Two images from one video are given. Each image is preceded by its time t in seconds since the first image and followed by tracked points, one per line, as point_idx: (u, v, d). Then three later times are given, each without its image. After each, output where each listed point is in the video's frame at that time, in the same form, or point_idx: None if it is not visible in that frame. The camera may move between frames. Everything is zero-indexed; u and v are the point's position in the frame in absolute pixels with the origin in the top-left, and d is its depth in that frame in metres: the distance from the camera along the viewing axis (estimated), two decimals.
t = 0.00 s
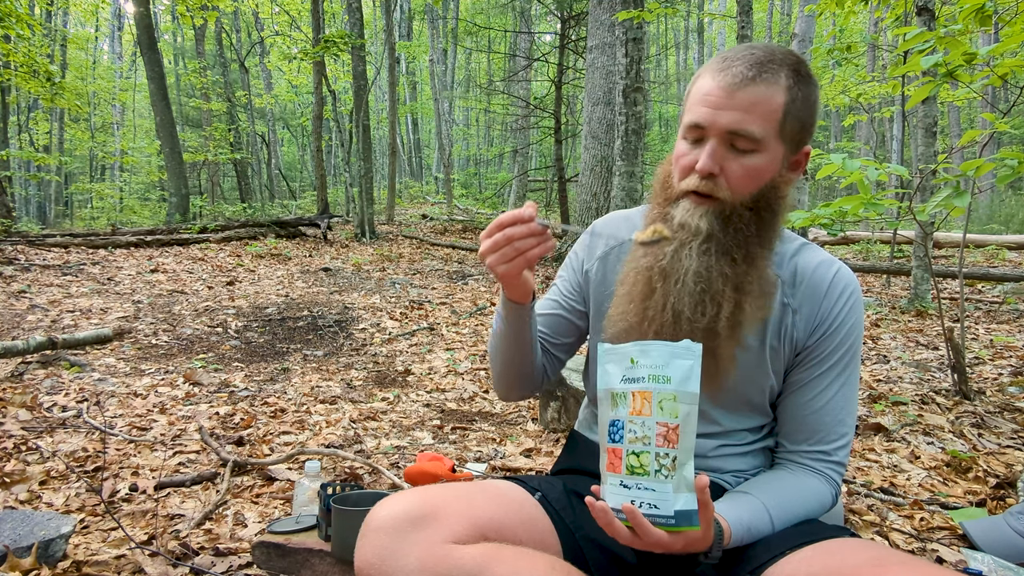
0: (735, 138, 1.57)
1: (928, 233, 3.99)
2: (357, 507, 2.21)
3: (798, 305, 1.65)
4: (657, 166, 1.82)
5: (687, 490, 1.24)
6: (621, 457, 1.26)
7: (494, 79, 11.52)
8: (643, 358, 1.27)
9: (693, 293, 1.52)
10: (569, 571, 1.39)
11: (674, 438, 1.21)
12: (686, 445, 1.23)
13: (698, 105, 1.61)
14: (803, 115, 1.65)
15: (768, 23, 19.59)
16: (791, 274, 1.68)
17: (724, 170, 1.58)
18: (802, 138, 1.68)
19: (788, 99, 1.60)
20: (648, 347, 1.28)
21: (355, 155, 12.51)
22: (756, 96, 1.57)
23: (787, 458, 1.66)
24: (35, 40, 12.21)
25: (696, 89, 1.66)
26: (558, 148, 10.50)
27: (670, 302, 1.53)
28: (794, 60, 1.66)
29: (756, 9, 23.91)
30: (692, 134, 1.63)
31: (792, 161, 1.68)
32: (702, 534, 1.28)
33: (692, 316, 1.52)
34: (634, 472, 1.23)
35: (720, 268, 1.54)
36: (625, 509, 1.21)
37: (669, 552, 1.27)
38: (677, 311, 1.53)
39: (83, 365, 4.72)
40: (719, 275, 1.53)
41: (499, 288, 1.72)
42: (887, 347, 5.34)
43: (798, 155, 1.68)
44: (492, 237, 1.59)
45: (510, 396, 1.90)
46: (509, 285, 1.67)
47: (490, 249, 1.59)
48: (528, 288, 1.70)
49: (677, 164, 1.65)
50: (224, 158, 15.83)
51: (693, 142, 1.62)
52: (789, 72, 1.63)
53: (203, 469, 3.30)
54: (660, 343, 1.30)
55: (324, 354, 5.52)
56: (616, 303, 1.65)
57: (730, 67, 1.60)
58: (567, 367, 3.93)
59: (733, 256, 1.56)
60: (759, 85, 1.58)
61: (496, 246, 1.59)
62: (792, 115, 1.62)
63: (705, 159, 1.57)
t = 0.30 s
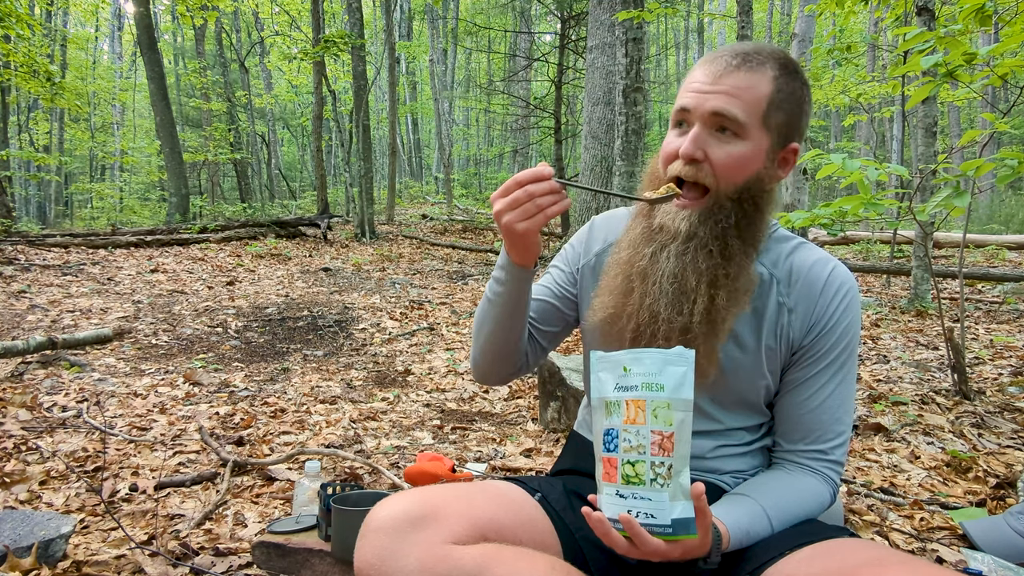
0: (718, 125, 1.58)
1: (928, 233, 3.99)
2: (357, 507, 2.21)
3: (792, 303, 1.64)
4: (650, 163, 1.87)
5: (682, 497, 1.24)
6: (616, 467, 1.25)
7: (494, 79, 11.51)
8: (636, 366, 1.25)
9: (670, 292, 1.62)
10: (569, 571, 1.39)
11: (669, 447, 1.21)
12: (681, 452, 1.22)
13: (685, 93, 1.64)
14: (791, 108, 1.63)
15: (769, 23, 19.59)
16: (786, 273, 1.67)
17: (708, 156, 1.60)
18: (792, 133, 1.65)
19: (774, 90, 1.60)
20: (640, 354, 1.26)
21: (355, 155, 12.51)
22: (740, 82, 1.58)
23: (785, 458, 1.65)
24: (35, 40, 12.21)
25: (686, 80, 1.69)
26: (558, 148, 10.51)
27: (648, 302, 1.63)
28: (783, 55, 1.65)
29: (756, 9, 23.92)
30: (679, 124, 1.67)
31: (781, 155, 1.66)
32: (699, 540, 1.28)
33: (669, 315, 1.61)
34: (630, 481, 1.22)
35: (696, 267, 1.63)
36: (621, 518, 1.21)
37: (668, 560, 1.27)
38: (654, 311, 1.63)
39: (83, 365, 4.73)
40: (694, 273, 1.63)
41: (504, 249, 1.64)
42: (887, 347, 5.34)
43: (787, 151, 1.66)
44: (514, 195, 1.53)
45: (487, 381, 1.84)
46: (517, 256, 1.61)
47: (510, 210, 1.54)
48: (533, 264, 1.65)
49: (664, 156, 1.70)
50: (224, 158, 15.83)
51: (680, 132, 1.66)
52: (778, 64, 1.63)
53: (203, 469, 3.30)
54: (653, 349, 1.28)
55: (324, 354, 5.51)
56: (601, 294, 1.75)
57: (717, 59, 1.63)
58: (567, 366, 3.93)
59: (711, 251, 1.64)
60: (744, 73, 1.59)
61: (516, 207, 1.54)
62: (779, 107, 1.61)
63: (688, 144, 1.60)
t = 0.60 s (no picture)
0: (688, 124, 1.62)
1: (928, 233, 3.99)
2: (357, 507, 2.21)
3: (789, 303, 1.64)
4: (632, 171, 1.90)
5: (682, 504, 1.23)
6: (615, 477, 1.24)
7: (495, 79, 11.51)
8: (631, 374, 1.24)
9: (656, 293, 1.61)
10: (569, 571, 1.39)
11: (667, 455, 1.20)
12: (679, 461, 1.22)
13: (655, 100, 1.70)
14: (760, 102, 1.66)
15: (769, 24, 19.59)
16: (782, 272, 1.67)
17: (681, 156, 1.63)
18: (764, 126, 1.67)
19: (739, 86, 1.63)
20: (635, 362, 1.25)
21: (355, 155, 12.51)
22: (705, 81, 1.63)
23: (784, 457, 1.64)
24: (35, 40, 12.21)
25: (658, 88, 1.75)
26: (558, 148, 10.51)
27: (638, 306, 1.63)
28: (747, 54, 1.69)
29: (756, 9, 23.94)
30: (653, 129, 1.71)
31: (757, 148, 1.67)
32: (699, 547, 1.28)
33: (659, 317, 1.59)
34: (629, 491, 1.21)
35: (678, 264, 1.62)
36: (622, 529, 1.20)
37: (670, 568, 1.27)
38: (644, 315, 1.61)
39: (83, 365, 4.72)
40: (677, 271, 1.61)
41: (520, 232, 1.64)
42: (887, 347, 5.34)
43: (762, 144, 1.67)
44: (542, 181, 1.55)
45: (478, 369, 1.83)
46: (529, 243, 1.62)
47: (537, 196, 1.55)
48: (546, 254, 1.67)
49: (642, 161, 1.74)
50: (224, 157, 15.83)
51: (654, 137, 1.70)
52: (741, 63, 1.67)
53: (203, 469, 3.30)
54: (648, 357, 1.26)
55: (324, 354, 5.51)
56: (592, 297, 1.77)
57: (681, 65, 1.69)
58: (567, 367, 3.92)
59: (694, 246, 1.64)
60: (706, 73, 1.64)
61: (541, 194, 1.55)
62: (745, 102, 1.64)
63: (659, 146, 1.64)
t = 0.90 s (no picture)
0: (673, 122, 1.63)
1: (929, 233, 3.98)
2: (357, 507, 2.21)
3: (787, 298, 1.64)
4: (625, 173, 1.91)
5: (678, 511, 1.23)
6: (610, 485, 1.24)
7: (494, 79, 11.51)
8: (623, 382, 1.23)
9: (651, 275, 1.60)
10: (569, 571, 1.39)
11: (662, 461, 1.20)
12: (674, 466, 1.22)
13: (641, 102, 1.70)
14: (742, 94, 1.66)
15: (769, 23, 19.59)
16: (779, 269, 1.67)
17: (670, 154, 1.64)
18: (748, 117, 1.68)
19: (718, 81, 1.64)
20: (627, 369, 1.24)
21: (355, 155, 12.51)
22: (686, 79, 1.64)
23: (783, 456, 1.64)
24: (35, 40, 12.20)
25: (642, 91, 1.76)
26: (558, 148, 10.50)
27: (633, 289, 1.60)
28: (724, 51, 1.71)
29: (756, 9, 23.96)
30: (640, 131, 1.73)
31: (744, 138, 1.67)
32: (697, 552, 1.27)
33: (653, 297, 1.58)
34: (625, 499, 1.21)
35: (674, 246, 1.60)
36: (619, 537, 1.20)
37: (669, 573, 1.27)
38: (639, 296, 1.59)
39: (83, 365, 4.73)
40: (673, 252, 1.60)
41: (514, 212, 1.64)
42: (887, 347, 5.34)
43: (748, 134, 1.67)
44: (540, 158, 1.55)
45: (470, 354, 1.84)
46: (525, 223, 1.62)
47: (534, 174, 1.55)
48: (542, 236, 1.67)
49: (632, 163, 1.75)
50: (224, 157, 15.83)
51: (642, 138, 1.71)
52: (719, 59, 1.68)
53: (203, 469, 3.30)
54: (639, 363, 1.26)
55: (324, 354, 5.51)
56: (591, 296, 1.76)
57: (659, 68, 1.71)
58: (566, 367, 3.92)
59: (689, 231, 1.61)
60: (684, 73, 1.65)
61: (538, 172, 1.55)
62: (725, 94, 1.64)
63: (648, 147, 1.66)
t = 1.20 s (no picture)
0: (677, 127, 1.61)
1: (929, 233, 3.98)
2: (357, 506, 2.21)
3: (785, 297, 1.64)
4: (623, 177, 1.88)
5: (686, 513, 1.24)
6: (618, 486, 1.24)
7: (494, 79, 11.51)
8: (633, 383, 1.23)
9: (675, 281, 1.61)
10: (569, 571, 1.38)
11: (670, 463, 1.20)
12: (681, 468, 1.22)
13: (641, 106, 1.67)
14: (738, 93, 1.66)
15: (769, 23, 19.60)
16: (778, 268, 1.67)
17: (676, 157, 1.62)
18: (746, 115, 1.68)
19: (716, 83, 1.63)
20: (636, 370, 1.24)
21: (355, 155, 12.51)
22: (687, 81, 1.62)
23: (781, 454, 1.64)
24: (35, 40, 12.21)
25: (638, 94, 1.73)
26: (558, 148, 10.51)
27: (658, 297, 1.62)
28: (716, 52, 1.70)
29: (756, 10, 23.98)
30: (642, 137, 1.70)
31: (744, 137, 1.67)
32: (703, 554, 1.27)
33: (680, 305, 1.60)
34: (633, 500, 1.21)
35: (695, 253, 1.63)
36: (625, 538, 1.20)
37: None
38: (666, 304, 1.61)
39: (83, 365, 4.73)
40: (694, 259, 1.62)
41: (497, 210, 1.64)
42: (887, 347, 5.34)
43: (747, 132, 1.67)
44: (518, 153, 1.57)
45: (469, 358, 1.83)
46: (509, 220, 1.62)
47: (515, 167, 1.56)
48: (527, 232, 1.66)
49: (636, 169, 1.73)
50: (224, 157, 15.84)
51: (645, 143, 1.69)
52: (713, 60, 1.67)
53: (203, 469, 3.30)
54: (648, 363, 1.26)
55: (324, 354, 5.51)
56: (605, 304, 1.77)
57: (656, 73, 1.69)
58: (566, 367, 3.91)
59: (707, 238, 1.64)
60: (684, 76, 1.63)
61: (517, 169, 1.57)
62: (724, 95, 1.64)
63: (655, 151, 1.63)
